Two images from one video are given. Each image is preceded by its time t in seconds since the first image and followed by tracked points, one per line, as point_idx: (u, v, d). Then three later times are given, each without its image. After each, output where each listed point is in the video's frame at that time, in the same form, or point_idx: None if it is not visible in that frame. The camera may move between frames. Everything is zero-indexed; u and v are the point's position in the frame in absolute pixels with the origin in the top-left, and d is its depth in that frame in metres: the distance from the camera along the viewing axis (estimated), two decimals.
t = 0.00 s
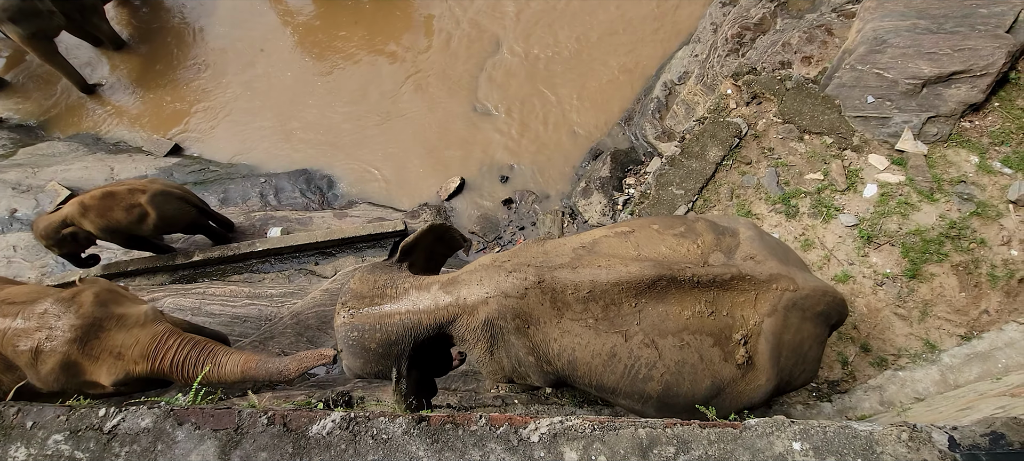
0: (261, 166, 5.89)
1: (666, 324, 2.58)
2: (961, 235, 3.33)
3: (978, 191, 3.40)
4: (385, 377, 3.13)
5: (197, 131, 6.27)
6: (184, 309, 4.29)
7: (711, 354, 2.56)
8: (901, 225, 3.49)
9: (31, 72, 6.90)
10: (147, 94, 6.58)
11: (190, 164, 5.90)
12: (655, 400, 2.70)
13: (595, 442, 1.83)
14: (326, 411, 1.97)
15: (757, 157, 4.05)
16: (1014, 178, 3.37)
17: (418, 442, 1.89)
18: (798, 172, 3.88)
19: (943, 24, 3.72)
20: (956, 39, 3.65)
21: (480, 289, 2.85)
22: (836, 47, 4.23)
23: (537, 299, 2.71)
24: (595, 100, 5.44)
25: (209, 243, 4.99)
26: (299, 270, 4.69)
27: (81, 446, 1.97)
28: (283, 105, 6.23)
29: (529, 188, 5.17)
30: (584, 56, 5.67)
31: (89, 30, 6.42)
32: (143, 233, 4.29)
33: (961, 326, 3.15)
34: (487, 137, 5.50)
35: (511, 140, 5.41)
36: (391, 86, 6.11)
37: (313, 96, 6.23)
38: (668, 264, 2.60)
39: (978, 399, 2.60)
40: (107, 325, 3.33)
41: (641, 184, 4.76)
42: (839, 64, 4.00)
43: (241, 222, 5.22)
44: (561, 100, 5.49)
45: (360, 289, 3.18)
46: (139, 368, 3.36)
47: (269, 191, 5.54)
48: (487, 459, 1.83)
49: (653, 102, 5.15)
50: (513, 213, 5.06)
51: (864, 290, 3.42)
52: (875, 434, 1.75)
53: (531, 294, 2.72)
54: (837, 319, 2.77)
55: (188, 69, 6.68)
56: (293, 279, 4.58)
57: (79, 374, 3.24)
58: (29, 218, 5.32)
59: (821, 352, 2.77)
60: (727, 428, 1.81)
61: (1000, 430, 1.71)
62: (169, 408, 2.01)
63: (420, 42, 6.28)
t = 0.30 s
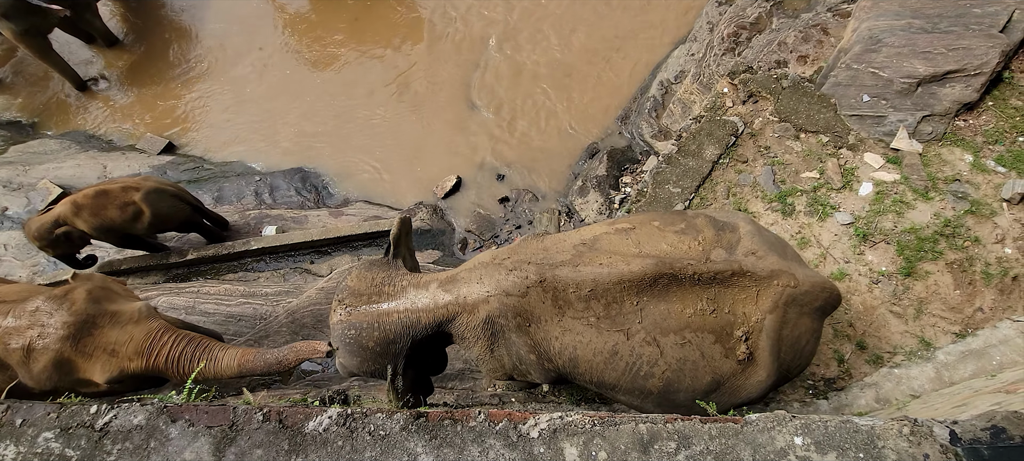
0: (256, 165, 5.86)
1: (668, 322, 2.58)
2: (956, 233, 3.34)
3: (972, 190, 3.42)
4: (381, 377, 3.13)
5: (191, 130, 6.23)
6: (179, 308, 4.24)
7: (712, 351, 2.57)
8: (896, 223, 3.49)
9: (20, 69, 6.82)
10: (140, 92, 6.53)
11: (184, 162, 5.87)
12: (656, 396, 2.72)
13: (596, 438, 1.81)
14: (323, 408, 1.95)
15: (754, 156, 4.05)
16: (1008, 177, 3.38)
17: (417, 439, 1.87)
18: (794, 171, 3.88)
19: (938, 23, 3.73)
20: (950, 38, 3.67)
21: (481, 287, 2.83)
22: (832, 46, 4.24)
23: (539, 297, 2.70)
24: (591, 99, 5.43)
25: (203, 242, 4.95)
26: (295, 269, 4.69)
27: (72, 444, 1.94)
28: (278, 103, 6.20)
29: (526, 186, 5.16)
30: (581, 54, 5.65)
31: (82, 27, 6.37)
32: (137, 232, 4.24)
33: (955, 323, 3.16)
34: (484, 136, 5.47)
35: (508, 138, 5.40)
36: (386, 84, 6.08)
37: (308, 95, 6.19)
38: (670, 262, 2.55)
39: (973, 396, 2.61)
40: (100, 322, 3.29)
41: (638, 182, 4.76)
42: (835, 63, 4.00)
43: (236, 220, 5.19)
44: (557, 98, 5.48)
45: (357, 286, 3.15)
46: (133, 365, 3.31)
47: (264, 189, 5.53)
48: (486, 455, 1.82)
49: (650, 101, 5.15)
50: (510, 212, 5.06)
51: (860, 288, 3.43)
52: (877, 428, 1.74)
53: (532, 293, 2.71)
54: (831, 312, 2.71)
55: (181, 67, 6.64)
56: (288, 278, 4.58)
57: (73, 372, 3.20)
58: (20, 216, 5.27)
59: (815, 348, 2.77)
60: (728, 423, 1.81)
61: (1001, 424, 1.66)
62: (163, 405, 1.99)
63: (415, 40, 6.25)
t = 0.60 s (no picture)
0: (254, 159, 5.84)
1: (665, 318, 2.57)
2: (953, 237, 3.35)
3: (969, 195, 3.42)
4: (376, 370, 3.12)
5: (189, 123, 6.20)
6: (174, 301, 4.21)
7: (709, 350, 2.57)
8: (894, 227, 3.50)
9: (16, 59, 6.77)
10: (138, 85, 6.50)
11: (182, 156, 5.85)
12: (651, 394, 2.73)
13: (596, 434, 1.81)
14: (320, 401, 1.94)
15: (753, 157, 4.05)
16: (1006, 182, 3.38)
17: (415, 433, 1.86)
18: (793, 173, 3.88)
19: (937, 29, 3.75)
20: (950, 43, 3.67)
21: (477, 279, 2.82)
22: (832, 50, 4.24)
23: (536, 290, 2.68)
24: (591, 98, 5.42)
25: (200, 236, 4.93)
26: (292, 264, 4.68)
27: (65, 435, 1.92)
28: (276, 98, 6.17)
29: (525, 184, 5.16)
30: (581, 53, 5.65)
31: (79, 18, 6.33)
32: (134, 225, 4.22)
33: (951, 327, 3.16)
34: (483, 134, 5.46)
35: (507, 136, 5.39)
36: (385, 81, 6.05)
37: (307, 90, 6.17)
38: (669, 259, 2.55)
39: (969, 399, 2.61)
40: (95, 313, 3.28)
41: (637, 183, 4.76)
42: (835, 66, 4.00)
43: (233, 215, 5.17)
44: (557, 97, 5.47)
45: (357, 277, 3.15)
46: (128, 356, 3.30)
47: (262, 184, 5.51)
48: (486, 450, 1.81)
49: (649, 102, 5.15)
50: (508, 210, 5.05)
51: (857, 291, 3.43)
52: (879, 428, 1.74)
53: (529, 285, 2.69)
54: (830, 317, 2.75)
55: (180, 60, 6.60)
56: (285, 273, 4.58)
57: (67, 364, 3.16)
58: (14, 207, 5.22)
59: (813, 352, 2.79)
60: (729, 421, 1.80)
61: (1002, 426, 1.73)
62: (158, 396, 1.97)
63: (415, 37, 6.23)
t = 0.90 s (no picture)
0: (251, 156, 5.82)
1: (659, 325, 2.56)
2: (950, 241, 3.36)
3: (967, 199, 3.44)
4: (371, 366, 3.11)
5: (186, 119, 6.17)
6: (170, 297, 4.22)
7: (702, 358, 2.58)
8: (891, 230, 3.51)
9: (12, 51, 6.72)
10: (135, 80, 6.47)
11: (179, 151, 5.83)
12: (644, 398, 2.75)
13: (597, 433, 1.80)
14: (321, 397, 1.93)
15: (752, 159, 4.06)
16: (1003, 187, 3.40)
17: (416, 431, 1.85)
18: (792, 175, 3.89)
19: (936, 33, 3.75)
20: (949, 48, 3.68)
21: (472, 280, 2.81)
22: (831, 53, 4.24)
23: (530, 293, 2.67)
24: (590, 99, 5.42)
25: (196, 231, 4.92)
26: (289, 261, 4.65)
27: (63, 429, 1.91)
28: (274, 94, 6.15)
29: (523, 184, 5.15)
30: (581, 54, 5.64)
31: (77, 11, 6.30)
32: (131, 221, 4.19)
33: (948, 331, 3.18)
34: (481, 134, 5.46)
35: (506, 137, 5.38)
36: (383, 79, 6.03)
37: (305, 87, 6.15)
38: (664, 266, 2.53)
39: (965, 402, 2.63)
40: (88, 305, 3.29)
41: (636, 183, 4.76)
42: (834, 69, 4.01)
43: (230, 211, 5.16)
44: (556, 98, 5.46)
45: (353, 275, 3.13)
46: (121, 349, 3.30)
47: (259, 181, 5.50)
48: (487, 448, 1.80)
49: (649, 103, 5.15)
50: (507, 209, 5.06)
51: (855, 293, 3.43)
52: (880, 429, 1.74)
53: (523, 288, 2.68)
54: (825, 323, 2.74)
55: (178, 56, 6.58)
56: (282, 271, 4.51)
57: (60, 357, 3.18)
58: (9, 201, 5.19)
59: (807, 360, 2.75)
60: (731, 421, 1.80)
61: (1003, 427, 1.72)
62: (156, 391, 1.96)
63: (415, 35, 6.22)
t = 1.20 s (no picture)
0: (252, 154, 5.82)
1: (656, 331, 2.56)
2: (949, 244, 3.37)
3: (966, 202, 3.44)
4: (363, 364, 3.12)
5: (186, 117, 6.17)
6: (170, 296, 4.22)
7: (698, 364, 2.58)
8: (891, 233, 3.51)
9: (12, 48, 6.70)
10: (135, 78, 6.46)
11: (180, 149, 5.83)
12: (640, 403, 2.75)
13: (599, 436, 1.81)
14: (323, 398, 1.93)
15: (752, 162, 4.07)
16: (1002, 191, 3.41)
17: (418, 432, 1.85)
18: (792, 178, 3.90)
19: (937, 37, 3.76)
20: (949, 52, 3.68)
21: (470, 283, 2.80)
22: (832, 56, 4.24)
23: (527, 297, 2.67)
24: (590, 100, 5.42)
25: (196, 230, 4.91)
26: (289, 260, 4.65)
27: (63, 429, 1.90)
28: (275, 94, 6.15)
29: (522, 185, 5.16)
30: (581, 55, 5.64)
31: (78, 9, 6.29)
32: (130, 220, 4.19)
33: (946, 334, 3.18)
34: (482, 135, 5.46)
35: (505, 138, 5.38)
36: (383, 79, 6.03)
37: (306, 86, 6.15)
38: (661, 273, 2.53)
39: (963, 405, 2.63)
40: (88, 299, 3.33)
41: (636, 185, 4.77)
42: (835, 73, 4.01)
43: (229, 210, 5.17)
44: (556, 99, 5.46)
45: (353, 270, 3.12)
46: (121, 343, 3.34)
47: (259, 179, 5.50)
48: (490, 450, 1.80)
49: (649, 104, 5.16)
50: (507, 210, 5.07)
51: (854, 296, 3.44)
52: (881, 433, 1.74)
53: (521, 292, 2.68)
54: (822, 330, 2.72)
55: (178, 54, 6.57)
56: (281, 269, 4.53)
57: (60, 351, 3.20)
58: (7, 198, 5.18)
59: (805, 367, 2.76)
60: (732, 424, 1.80)
61: (1004, 432, 1.74)
62: (158, 391, 1.96)
63: (415, 35, 6.22)
